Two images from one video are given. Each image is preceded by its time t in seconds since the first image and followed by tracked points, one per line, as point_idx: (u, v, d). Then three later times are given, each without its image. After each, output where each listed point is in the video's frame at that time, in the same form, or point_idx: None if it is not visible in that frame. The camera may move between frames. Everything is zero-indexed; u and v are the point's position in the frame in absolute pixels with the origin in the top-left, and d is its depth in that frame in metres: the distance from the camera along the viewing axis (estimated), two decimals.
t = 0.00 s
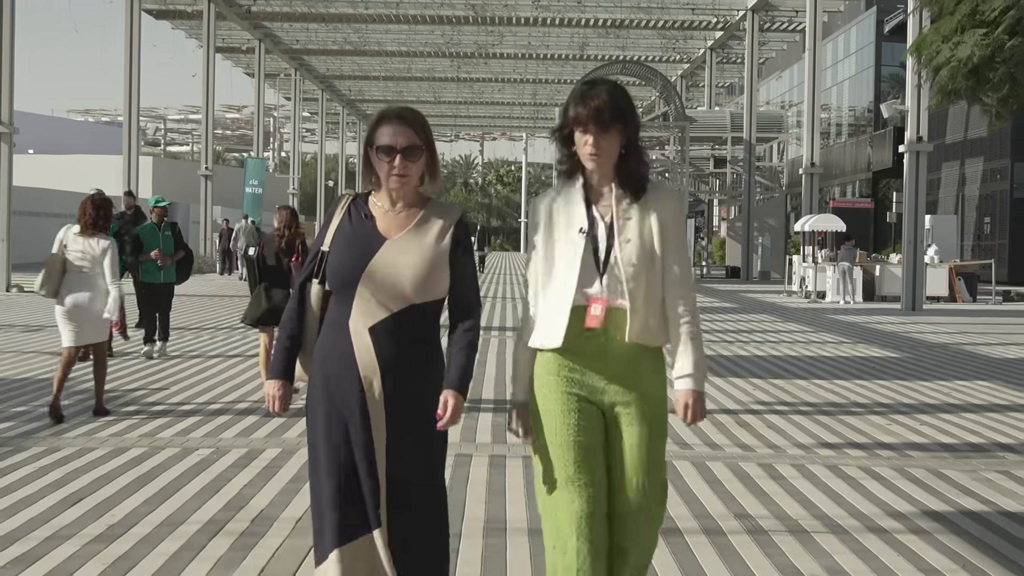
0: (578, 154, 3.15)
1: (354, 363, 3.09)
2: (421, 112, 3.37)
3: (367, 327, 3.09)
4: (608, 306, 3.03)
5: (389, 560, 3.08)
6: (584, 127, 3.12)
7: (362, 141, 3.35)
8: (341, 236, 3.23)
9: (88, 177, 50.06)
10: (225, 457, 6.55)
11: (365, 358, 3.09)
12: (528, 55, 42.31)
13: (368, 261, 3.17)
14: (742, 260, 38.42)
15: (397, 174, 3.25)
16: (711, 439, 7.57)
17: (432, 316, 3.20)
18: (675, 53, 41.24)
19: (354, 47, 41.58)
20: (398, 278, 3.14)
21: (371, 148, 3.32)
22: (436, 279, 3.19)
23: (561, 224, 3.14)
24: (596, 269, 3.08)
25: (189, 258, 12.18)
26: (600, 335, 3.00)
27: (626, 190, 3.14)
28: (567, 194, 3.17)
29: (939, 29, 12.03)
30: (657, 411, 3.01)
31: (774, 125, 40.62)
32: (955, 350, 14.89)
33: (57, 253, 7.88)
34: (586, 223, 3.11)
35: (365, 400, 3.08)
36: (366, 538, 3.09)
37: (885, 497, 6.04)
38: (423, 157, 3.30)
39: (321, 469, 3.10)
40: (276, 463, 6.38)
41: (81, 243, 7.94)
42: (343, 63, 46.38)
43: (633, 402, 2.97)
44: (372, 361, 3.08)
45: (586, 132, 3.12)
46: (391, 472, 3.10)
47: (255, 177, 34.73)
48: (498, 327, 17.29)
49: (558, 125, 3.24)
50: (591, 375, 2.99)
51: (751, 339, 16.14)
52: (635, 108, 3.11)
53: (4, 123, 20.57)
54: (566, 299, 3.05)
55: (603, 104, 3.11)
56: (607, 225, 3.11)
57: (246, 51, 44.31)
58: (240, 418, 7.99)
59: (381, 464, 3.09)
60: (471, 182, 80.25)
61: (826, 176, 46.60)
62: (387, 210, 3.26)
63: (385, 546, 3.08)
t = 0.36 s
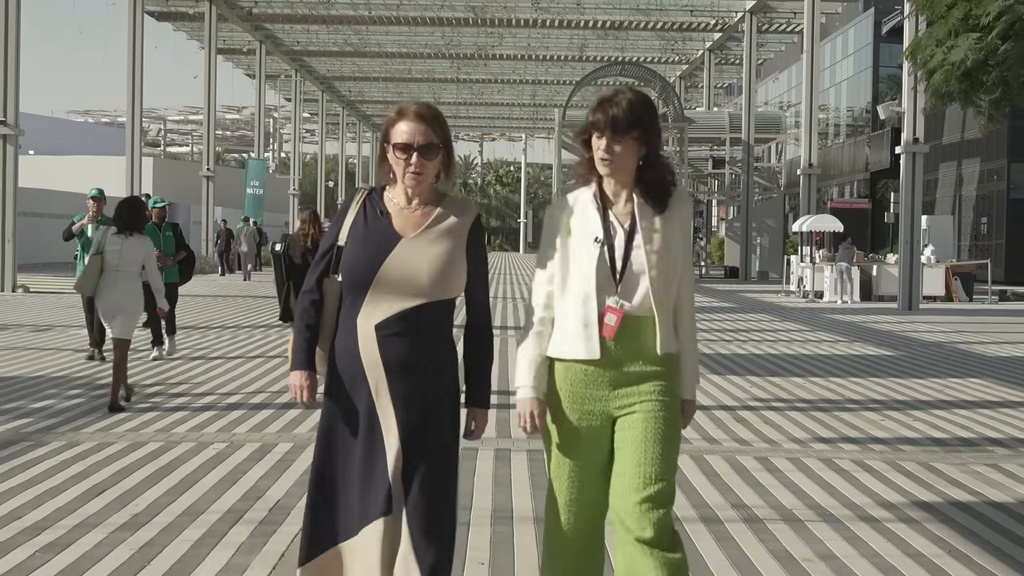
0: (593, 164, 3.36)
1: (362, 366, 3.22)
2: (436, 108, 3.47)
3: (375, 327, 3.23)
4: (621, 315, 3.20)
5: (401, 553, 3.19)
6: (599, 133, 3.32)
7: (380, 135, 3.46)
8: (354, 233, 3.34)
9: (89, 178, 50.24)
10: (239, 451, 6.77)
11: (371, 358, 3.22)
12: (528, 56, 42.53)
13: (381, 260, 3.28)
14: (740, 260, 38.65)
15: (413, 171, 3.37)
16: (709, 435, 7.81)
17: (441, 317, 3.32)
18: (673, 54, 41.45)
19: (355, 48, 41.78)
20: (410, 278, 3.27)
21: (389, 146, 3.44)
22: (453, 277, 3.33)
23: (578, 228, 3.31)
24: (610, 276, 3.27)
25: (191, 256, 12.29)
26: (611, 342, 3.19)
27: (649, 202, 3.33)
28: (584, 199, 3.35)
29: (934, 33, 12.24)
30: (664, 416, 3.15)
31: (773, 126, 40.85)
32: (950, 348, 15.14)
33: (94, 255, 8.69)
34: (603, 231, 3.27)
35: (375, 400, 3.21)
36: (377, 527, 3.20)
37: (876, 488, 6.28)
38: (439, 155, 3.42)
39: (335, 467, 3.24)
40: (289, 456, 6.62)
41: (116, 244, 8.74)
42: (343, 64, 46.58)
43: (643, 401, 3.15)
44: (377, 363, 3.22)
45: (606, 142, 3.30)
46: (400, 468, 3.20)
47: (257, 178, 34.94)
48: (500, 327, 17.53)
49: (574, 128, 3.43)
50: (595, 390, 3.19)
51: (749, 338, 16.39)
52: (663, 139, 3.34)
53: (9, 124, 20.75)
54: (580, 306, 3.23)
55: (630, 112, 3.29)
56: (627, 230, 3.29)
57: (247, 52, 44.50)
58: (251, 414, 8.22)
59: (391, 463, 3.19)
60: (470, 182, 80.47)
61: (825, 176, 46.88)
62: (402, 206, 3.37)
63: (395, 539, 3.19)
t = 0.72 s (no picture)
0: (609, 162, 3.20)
1: (374, 363, 3.13)
2: (453, 112, 3.40)
3: (387, 324, 3.15)
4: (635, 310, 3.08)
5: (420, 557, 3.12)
6: (613, 129, 3.15)
7: (393, 136, 3.42)
8: (364, 231, 3.28)
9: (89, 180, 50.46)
10: (248, 446, 7.02)
11: (383, 356, 3.13)
12: (526, 57, 42.81)
13: (392, 255, 3.21)
14: (737, 261, 38.97)
15: (424, 173, 3.29)
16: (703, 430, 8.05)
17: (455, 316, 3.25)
18: (670, 56, 41.74)
19: (353, 49, 42.01)
20: (418, 279, 3.19)
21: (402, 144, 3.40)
22: (462, 277, 3.25)
23: (595, 222, 3.21)
24: (622, 274, 3.16)
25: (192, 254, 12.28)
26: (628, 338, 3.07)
27: (676, 202, 3.16)
28: (604, 195, 3.23)
29: (924, 37, 12.43)
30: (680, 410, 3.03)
31: (769, 127, 41.17)
32: (941, 347, 15.41)
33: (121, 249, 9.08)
34: (619, 227, 3.17)
35: (385, 400, 3.11)
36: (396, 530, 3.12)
37: (862, 481, 6.51)
38: (453, 155, 3.36)
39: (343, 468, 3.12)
40: (297, 449, 6.86)
41: (143, 238, 9.13)
42: (342, 66, 46.84)
43: (655, 408, 3.01)
44: (390, 361, 3.13)
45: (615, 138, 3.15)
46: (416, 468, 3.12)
47: (256, 179, 35.13)
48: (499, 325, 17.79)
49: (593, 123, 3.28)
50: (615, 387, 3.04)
51: (744, 336, 16.64)
52: (697, 142, 3.15)
53: (13, 125, 20.97)
54: (595, 295, 3.14)
55: (650, 109, 3.13)
56: (640, 229, 3.18)
57: (246, 53, 44.73)
58: (258, 411, 8.46)
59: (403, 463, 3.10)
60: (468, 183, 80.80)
61: (821, 177, 47.20)
62: (415, 206, 3.30)
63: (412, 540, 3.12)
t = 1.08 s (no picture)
0: (608, 178, 3.26)
1: (387, 374, 3.26)
2: (450, 123, 3.52)
3: (397, 337, 3.27)
4: (649, 328, 3.13)
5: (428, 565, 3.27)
6: (611, 148, 3.20)
7: (393, 150, 3.51)
8: (370, 246, 3.40)
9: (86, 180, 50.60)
10: (254, 440, 7.26)
11: (396, 367, 3.26)
12: (522, 59, 43.02)
13: (402, 268, 3.34)
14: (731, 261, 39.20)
15: (425, 185, 3.42)
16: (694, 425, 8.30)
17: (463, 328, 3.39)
18: (666, 58, 41.96)
19: (350, 51, 42.20)
20: (426, 292, 3.32)
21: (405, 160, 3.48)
22: (468, 289, 3.38)
23: (597, 239, 3.29)
24: (625, 286, 3.21)
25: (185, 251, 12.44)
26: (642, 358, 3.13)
27: (672, 219, 3.19)
28: (609, 215, 3.31)
29: (915, 42, 12.55)
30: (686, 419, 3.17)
31: (763, 129, 41.38)
32: (930, 346, 15.68)
33: (146, 251, 9.77)
34: (622, 246, 3.24)
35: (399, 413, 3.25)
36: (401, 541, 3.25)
37: (846, 473, 6.77)
38: (451, 167, 3.47)
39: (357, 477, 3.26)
40: (301, 443, 7.11)
41: (168, 243, 9.82)
42: (339, 67, 47.03)
43: (661, 392, 3.12)
44: (402, 371, 3.26)
45: (612, 157, 3.20)
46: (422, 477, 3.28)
47: (254, 179, 35.28)
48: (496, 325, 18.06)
49: (592, 138, 3.34)
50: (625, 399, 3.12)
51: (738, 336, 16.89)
52: (693, 163, 3.18)
53: (14, 127, 21.17)
54: (596, 311, 3.20)
55: (643, 128, 3.17)
56: (642, 243, 3.24)
57: (243, 55, 44.90)
58: (262, 406, 8.69)
59: (417, 475, 3.26)
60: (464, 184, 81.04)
61: (815, 178, 47.49)
62: (418, 219, 3.44)
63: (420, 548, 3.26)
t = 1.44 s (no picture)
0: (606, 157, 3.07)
1: (381, 361, 3.25)
2: (452, 107, 3.47)
3: (394, 323, 3.25)
4: (639, 304, 2.96)
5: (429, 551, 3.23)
6: (610, 130, 3.02)
7: (393, 134, 3.48)
8: (370, 232, 3.36)
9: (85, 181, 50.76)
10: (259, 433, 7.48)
11: (390, 353, 3.24)
12: (520, 60, 43.25)
13: (402, 255, 3.31)
14: (727, 261, 39.45)
15: (426, 170, 3.39)
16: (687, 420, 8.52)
17: (461, 311, 3.35)
18: (662, 58, 42.18)
19: (348, 52, 42.43)
20: (425, 278, 3.29)
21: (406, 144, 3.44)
22: (469, 276, 3.35)
23: (597, 214, 3.07)
24: (627, 267, 3.02)
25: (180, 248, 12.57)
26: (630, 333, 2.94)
27: (669, 201, 3.04)
28: (607, 190, 3.09)
29: (904, 45, 12.28)
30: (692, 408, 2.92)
31: (759, 129, 41.60)
32: (920, 344, 15.94)
33: (166, 251, 10.32)
34: (625, 218, 3.03)
35: (396, 399, 3.23)
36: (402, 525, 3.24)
37: (832, 464, 6.99)
38: (453, 153, 3.44)
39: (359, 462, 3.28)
40: (305, 437, 7.34)
41: (186, 243, 10.40)
42: (337, 68, 47.23)
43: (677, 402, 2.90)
44: (396, 358, 3.24)
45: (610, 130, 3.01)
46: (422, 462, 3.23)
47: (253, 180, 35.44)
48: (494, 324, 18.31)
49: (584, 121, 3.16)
50: (621, 380, 2.92)
51: (732, 334, 17.12)
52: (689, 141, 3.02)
53: (16, 128, 21.34)
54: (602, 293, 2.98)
55: (641, 106, 3.01)
56: (647, 221, 3.04)
57: (242, 56, 45.09)
58: (266, 402, 8.93)
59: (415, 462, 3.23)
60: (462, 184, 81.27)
61: (811, 178, 47.81)
62: (419, 205, 3.40)
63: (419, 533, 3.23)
